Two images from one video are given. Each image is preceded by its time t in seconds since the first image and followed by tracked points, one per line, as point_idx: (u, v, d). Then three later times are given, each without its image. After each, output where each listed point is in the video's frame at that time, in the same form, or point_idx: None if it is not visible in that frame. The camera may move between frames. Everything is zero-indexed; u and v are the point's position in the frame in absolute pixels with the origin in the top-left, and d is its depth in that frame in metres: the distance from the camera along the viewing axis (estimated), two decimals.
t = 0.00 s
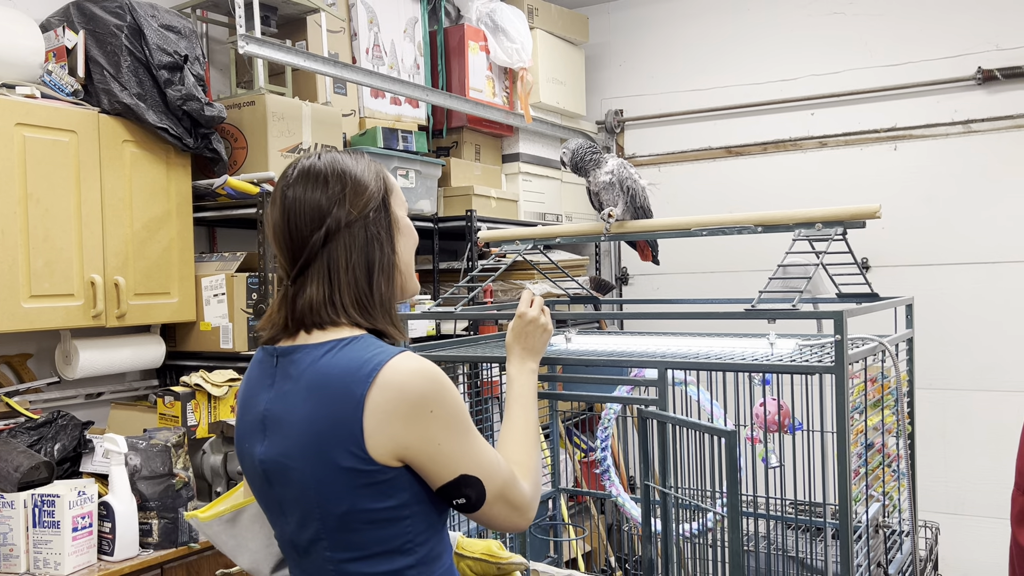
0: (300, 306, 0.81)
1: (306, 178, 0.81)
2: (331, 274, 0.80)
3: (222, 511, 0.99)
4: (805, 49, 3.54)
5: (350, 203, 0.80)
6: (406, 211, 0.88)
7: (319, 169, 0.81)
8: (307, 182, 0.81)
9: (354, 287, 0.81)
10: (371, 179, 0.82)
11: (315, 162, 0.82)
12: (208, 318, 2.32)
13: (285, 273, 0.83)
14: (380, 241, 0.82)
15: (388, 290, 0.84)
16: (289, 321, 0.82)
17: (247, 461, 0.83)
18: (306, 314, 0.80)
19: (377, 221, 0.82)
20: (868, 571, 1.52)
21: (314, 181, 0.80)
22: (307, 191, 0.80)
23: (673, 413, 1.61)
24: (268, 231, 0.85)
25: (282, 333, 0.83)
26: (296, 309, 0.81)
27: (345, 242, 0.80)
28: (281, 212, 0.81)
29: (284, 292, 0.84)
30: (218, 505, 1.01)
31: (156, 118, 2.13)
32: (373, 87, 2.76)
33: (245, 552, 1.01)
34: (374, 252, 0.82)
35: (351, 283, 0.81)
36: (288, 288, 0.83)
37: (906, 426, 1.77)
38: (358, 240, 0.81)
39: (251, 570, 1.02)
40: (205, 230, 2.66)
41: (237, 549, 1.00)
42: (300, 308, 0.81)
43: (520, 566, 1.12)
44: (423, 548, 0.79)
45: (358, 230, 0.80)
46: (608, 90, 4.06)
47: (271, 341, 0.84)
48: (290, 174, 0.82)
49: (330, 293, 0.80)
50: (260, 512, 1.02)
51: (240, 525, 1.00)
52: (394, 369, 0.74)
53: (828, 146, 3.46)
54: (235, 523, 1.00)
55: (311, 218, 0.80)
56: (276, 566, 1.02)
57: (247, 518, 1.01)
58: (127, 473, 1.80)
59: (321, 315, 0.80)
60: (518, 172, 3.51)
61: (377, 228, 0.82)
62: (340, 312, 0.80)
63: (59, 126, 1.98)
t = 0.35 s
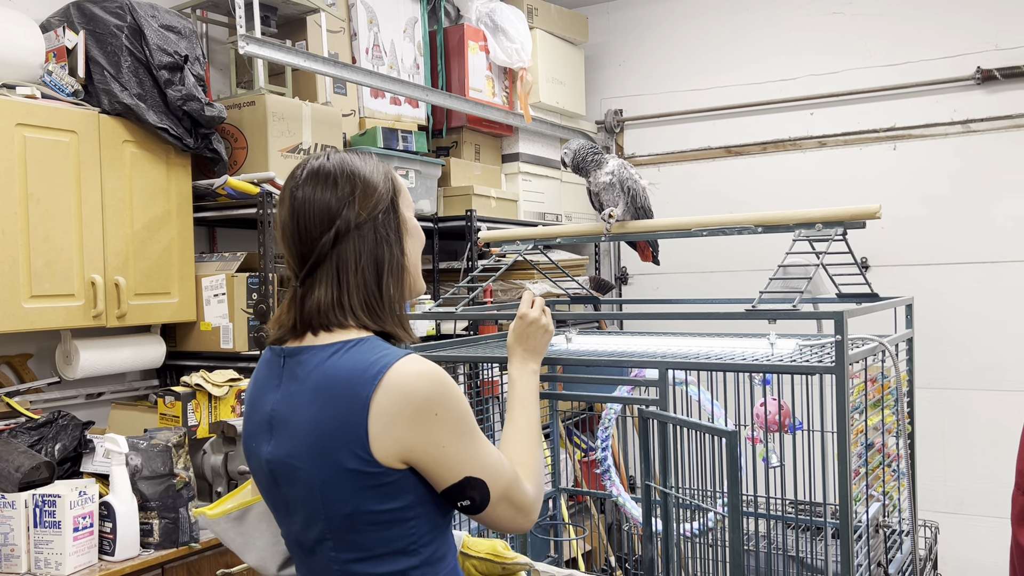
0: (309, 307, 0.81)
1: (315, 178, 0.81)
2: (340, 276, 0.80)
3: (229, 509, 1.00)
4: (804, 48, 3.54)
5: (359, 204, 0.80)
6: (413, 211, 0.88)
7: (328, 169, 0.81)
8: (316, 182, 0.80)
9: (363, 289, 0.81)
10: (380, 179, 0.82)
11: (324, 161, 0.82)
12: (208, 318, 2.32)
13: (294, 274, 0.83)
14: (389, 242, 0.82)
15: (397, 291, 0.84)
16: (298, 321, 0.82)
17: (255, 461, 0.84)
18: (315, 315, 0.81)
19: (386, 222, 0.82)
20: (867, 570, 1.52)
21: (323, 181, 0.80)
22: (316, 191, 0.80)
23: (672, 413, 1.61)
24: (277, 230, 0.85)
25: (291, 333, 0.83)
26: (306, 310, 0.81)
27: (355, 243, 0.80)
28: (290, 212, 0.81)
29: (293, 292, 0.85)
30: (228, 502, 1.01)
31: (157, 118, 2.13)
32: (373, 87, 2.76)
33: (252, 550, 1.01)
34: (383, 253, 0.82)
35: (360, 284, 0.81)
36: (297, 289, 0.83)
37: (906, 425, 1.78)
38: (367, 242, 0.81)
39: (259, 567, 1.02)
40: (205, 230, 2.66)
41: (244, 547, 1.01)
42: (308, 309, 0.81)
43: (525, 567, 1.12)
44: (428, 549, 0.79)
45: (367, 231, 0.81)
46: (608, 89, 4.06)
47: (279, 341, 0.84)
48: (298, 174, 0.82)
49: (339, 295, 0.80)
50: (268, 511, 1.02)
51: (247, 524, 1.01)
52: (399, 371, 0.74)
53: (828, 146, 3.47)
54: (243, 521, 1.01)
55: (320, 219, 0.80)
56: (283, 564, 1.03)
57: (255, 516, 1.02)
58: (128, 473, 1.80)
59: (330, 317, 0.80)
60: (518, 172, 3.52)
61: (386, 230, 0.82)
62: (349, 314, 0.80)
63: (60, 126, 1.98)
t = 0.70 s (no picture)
0: (312, 307, 0.81)
1: (319, 178, 0.81)
2: (343, 275, 0.81)
3: (237, 505, 1.00)
4: (804, 48, 3.54)
5: (363, 204, 0.80)
6: (416, 211, 0.88)
7: (331, 169, 0.81)
8: (320, 182, 0.81)
9: (365, 289, 0.81)
10: (383, 180, 0.82)
11: (327, 162, 0.82)
12: (208, 318, 2.32)
13: (298, 274, 0.84)
14: (393, 242, 0.82)
15: (400, 291, 0.84)
16: (301, 321, 0.82)
17: (259, 459, 0.84)
18: (318, 315, 0.81)
19: (389, 222, 0.82)
20: (867, 569, 1.53)
21: (327, 180, 0.81)
22: (320, 191, 0.80)
23: (672, 412, 1.61)
24: (281, 231, 0.86)
25: (295, 332, 0.84)
26: (309, 310, 0.82)
27: (358, 243, 0.80)
28: (294, 212, 0.82)
29: (296, 293, 0.85)
30: (233, 499, 1.02)
31: (157, 118, 2.13)
32: (373, 86, 2.76)
33: (258, 547, 1.02)
34: (387, 252, 0.82)
35: (364, 284, 0.81)
36: (300, 289, 0.83)
37: (905, 424, 1.78)
38: (370, 242, 0.81)
39: (265, 565, 1.02)
40: (205, 230, 2.66)
41: (249, 543, 1.01)
42: (312, 309, 0.81)
43: (529, 568, 1.12)
44: (428, 548, 0.79)
45: (370, 231, 0.81)
46: (607, 89, 4.06)
47: (283, 340, 0.85)
48: (302, 174, 0.83)
49: (342, 295, 0.81)
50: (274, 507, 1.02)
51: (254, 520, 1.01)
52: (400, 372, 0.74)
53: (827, 145, 3.47)
54: (249, 518, 1.01)
55: (324, 219, 0.80)
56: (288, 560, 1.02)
57: (261, 513, 1.02)
58: (128, 472, 1.80)
59: (333, 317, 0.80)
60: (518, 172, 3.52)
61: (389, 229, 0.82)
62: (352, 313, 0.81)
63: (60, 125, 1.98)
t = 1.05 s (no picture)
0: (314, 305, 0.81)
1: (319, 177, 0.81)
2: (344, 274, 0.81)
3: (235, 506, 1.00)
4: (803, 48, 3.54)
5: (363, 202, 0.80)
6: (417, 210, 0.88)
7: (332, 167, 0.81)
8: (320, 180, 0.81)
9: (366, 287, 0.81)
10: (384, 178, 0.82)
11: (328, 160, 0.82)
12: (207, 317, 2.32)
13: (299, 272, 0.84)
14: (393, 240, 0.82)
15: (402, 290, 0.84)
16: (303, 320, 0.82)
17: (260, 456, 0.84)
18: (319, 313, 0.81)
19: (389, 220, 0.82)
20: (867, 568, 1.53)
21: (328, 179, 0.81)
22: (320, 189, 0.80)
23: (671, 411, 1.61)
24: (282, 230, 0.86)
25: (297, 330, 0.84)
26: (310, 308, 0.82)
27: (359, 241, 0.80)
28: (295, 211, 0.82)
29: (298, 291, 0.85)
30: (231, 499, 1.02)
31: (156, 118, 2.13)
32: (372, 86, 2.76)
33: (258, 546, 1.01)
34: (387, 251, 0.82)
35: (364, 282, 0.81)
36: (301, 287, 0.83)
37: (905, 423, 1.78)
38: (371, 240, 0.81)
39: (264, 565, 1.02)
40: (204, 230, 2.66)
41: (249, 543, 1.01)
42: (313, 308, 0.81)
43: (529, 566, 1.12)
44: (428, 546, 0.79)
45: (371, 230, 0.81)
46: (607, 89, 4.06)
47: (285, 338, 0.85)
48: (303, 173, 0.83)
49: (343, 293, 0.80)
50: (274, 507, 1.03)
51: (253, 519, 1.01)
52: (401, 369, 0.74)
53: (827, 145, 3.47)
54: (248, 517, 1.01)
55: (324, 217, 0.80)
56: (289, 560, 1.02)
57: (260, 512, 1.02)
58: (127, 471, 1.80)
59: (335, 315, 0.80)
60: (517, 171, 3.52)
61: (390, 228, 0.82)
62: (353, 311, 0.81)
63: (60, 125, 1.98)
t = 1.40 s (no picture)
0: (300, 309, 0.82)
1: (284, 179, 0.81)
2: (321, 272, 0.80)
3: (237, 504, 0.99)
4: (803, 48, 3.54)
5: (330, 199, 0.79)
6: (389, 198, 0.86)
7: (295, 167, 0.81)
8: (285, 182, 0.80)
9: (345, 283, 0.80)
10: (349, 172, 0.81)
11: (291, 158, 0.81)
12: (206, 317, 2.32)
13: (281, 276, 0.84)
14: (366, 234, 0.81)
15: (382, 282, 0.83)
16: (294, 323, 0.83)
17: (263, 449, 0.84)
18: (305, 315, 0.81)
19: (360, 214, 0.81)
20: (864, 570, 1.53)
21: (292, 180, 0.80)
22: (285, 189, 0.80)
23: (670, 412, 1.61)
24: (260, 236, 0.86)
25: (287, 328, 0.84)
26: (298, 309, 0.82)
27: (329, 237, 0.79)
28: (266, 216, 0.82)
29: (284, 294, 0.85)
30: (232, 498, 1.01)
31: (156, 117, 2.13)
32: (372, 86, 2.77)
33: (257, 546, 1.01)
34: (361, 244, 0.81)
35: (342, 278, 0.80)
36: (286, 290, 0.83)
37: (904, 424, 1.78)
38: (343, 236, 0.80)
39: (263, 565, 1.02)
40: (203, 230, 2.66)
41: (249, 542, 1.00)
42: (300, 311, 0.81)
43: (529, 565, 1.12)
44: (430, 536, 0.79)
45: (342, 225, 0.80)
46: (606, 89, 4.06)
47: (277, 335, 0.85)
48: (269, 177, 0.82)
49: (323, 293, 0.80)
50: (275, 506, 1.03)
51: (254, 518, 1.01)
52: (401, 353, 0.75)
53: (826, 145, 3.47)
54: (250, 516, 1.01)
55: (293, 216, 0.79)
56: (288, 560, 1.02)
57: (261, 511, 1.02)
58: (126, 471, 1.80)
59: (321, 315, 0.80)
60: (516, 172, 3.52)
61: (362, 221, 0.81)
62: (333, 307, 0.80)
63: (59, 124, 1.98)
